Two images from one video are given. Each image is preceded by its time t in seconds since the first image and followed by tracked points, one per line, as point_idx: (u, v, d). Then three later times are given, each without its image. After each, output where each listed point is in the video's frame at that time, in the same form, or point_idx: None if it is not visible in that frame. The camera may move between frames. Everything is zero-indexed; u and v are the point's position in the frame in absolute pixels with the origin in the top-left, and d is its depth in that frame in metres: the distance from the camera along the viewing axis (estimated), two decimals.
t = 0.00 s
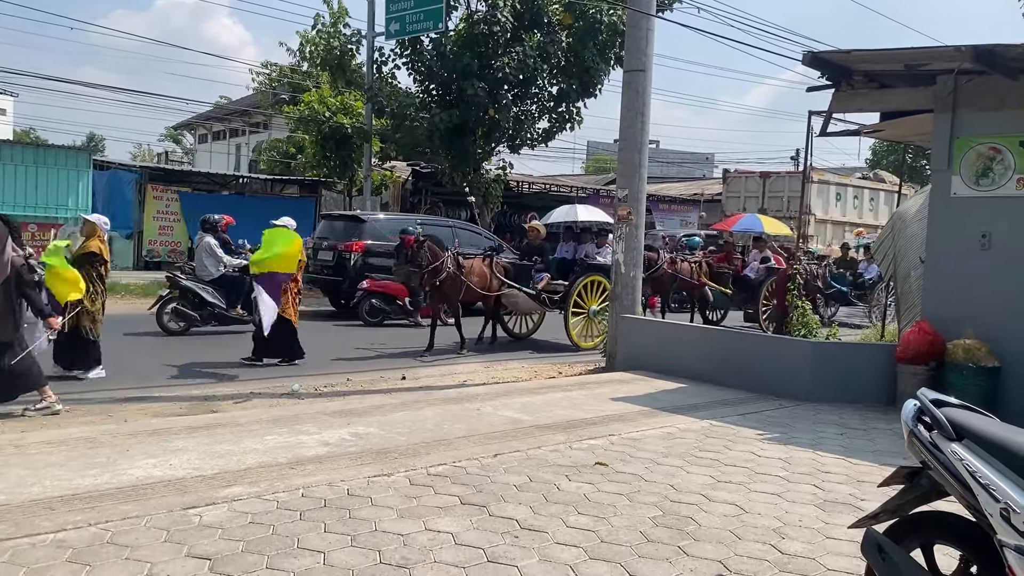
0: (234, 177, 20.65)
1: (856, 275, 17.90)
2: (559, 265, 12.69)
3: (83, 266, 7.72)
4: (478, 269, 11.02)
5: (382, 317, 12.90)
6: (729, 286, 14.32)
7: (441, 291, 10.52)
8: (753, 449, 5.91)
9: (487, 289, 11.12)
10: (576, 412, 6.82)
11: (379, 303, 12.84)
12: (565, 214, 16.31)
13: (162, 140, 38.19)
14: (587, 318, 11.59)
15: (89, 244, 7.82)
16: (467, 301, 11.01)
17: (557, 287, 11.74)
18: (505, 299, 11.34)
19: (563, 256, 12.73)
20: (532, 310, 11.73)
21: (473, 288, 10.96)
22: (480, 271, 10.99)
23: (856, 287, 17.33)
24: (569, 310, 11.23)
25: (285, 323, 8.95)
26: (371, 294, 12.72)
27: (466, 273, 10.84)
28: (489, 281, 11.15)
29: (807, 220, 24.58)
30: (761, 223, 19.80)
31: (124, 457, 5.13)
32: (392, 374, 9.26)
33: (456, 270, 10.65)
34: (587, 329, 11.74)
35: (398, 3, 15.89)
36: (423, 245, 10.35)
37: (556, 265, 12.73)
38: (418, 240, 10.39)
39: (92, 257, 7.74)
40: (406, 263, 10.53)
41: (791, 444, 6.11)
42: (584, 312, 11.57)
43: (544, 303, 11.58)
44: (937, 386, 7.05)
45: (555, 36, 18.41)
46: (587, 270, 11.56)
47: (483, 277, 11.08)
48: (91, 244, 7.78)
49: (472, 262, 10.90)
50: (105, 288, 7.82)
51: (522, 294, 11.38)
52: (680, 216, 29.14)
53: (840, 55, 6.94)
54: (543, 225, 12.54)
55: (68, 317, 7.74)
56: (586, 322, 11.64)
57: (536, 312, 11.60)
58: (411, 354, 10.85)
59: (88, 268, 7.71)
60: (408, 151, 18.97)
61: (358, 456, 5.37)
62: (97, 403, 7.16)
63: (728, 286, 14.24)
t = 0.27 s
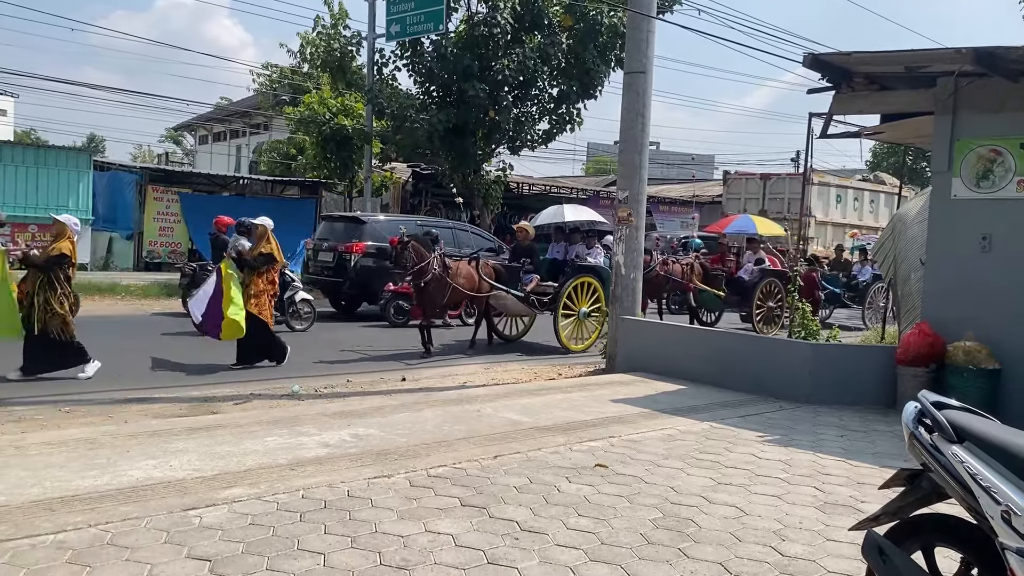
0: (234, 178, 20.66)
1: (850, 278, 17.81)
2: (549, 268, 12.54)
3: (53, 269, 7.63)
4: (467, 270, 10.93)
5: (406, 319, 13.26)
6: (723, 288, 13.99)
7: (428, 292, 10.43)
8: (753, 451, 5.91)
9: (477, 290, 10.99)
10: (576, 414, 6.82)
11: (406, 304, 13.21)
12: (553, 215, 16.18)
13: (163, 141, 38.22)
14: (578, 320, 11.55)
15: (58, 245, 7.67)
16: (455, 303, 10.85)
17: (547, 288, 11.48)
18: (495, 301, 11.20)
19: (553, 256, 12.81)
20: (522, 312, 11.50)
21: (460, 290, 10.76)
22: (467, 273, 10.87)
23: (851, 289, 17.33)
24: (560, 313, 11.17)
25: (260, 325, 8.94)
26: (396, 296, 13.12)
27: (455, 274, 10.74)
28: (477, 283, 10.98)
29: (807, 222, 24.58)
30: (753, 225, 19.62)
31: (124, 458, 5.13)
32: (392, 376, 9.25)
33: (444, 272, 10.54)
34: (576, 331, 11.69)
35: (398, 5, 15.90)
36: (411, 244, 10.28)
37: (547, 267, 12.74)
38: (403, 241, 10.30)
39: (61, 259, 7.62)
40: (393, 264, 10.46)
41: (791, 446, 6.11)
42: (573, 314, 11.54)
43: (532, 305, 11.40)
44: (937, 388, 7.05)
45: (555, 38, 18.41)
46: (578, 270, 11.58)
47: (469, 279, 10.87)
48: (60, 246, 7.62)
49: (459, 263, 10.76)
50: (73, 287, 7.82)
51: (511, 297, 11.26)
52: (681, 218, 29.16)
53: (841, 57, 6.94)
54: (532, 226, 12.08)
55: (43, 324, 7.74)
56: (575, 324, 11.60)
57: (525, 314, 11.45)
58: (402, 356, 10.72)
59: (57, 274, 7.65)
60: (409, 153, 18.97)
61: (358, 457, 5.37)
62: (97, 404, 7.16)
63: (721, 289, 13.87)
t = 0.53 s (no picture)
0: (235, 181, 20.68)
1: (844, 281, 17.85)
2: (541, 270, 12.10)
3: (23, 267, 7.61)
4: (456, 273, 10.86)
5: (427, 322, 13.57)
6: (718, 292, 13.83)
7: (415, 296, 10.43)
8: (754, 455, 5.91)
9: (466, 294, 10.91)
10: (577, 417, 6.82)
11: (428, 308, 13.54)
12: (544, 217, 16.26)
13: (164, 143, 38.27)
14: (568, 323, 11.56)
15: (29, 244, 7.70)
16: (442, 305, 10.75)
17: (536, 291, 11.32)
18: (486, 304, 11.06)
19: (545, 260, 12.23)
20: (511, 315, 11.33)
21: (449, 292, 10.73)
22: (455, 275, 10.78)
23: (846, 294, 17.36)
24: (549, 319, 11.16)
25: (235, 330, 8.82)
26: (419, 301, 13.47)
27: (443, 277, 10.68)
28: (467, 285, 10.92)
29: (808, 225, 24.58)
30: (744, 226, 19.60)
31: (125, 460, 5.13)
32: (392, 379, 9.24)
33: (431, 275, 10.49)
34: (567, 336, 11.72)
35: (400, 8, 15.93)
36: (396, 247, 10.29)
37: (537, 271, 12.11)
38: (390, 243, 10.32)
39: (31, 258, 7.64)
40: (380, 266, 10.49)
41: (792, 450, 6.11)
42: (563, 318, 11.55)
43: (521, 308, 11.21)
44: (938, 392, 7.04)
45: (556, 42, 18.43)
46: (568, 274, 11.56)
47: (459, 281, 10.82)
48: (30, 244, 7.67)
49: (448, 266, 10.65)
50: (42, 290, 7.77)
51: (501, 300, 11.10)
52: (682, 221, 29.17)
53: (842, 61, 6.95)
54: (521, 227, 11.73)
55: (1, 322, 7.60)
56: (565, 327, 11.58)
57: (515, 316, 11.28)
58: (385, 360, 10.62)
59: (30, 272, 7.63)
60: (410, 156, 18.99)
61: (359, 460, 5.37)
62: (98, 407, 7.15)
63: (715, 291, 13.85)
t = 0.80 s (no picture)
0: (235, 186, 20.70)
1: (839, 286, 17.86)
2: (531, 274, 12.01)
3: None
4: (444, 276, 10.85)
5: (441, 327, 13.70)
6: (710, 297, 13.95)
7: (401, 299, 10.40)
8: (755, 461, 5.90)
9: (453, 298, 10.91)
10: (578, 422, 6.81)
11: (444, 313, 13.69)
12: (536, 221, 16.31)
13: (165, 148, 38.30)
14: (559, 329, 11.51)
15: None
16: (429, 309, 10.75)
17: (527, 296, 11.29)
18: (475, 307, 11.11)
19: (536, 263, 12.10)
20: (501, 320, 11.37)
21: (437, 295, 10.71)
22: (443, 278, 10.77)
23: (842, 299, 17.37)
24: (539, 324, 11.11)
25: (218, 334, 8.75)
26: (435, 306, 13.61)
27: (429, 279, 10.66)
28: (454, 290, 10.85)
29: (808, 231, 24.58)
30: (737, 232, 19.77)
31: (125, 465, 5.12)
32: (393, 384, 9.22)
33: (418, 278, 10.49)
34: (558, 342, 11.71)
35: (401, 14, 15.96)
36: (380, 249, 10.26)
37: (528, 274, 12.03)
38: (375, 245, 10.29)
39: None
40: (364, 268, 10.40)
41: (793, 456, 6.09)
42: (555, 323, 11.49)
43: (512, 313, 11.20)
44: (939, 398, 7.03)
45: (558, 47, 18.45)
46: (560, 278, 11.49)
47: (446, 285, 10.78)
48: None
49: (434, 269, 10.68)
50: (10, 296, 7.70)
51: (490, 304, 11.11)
52: (682, 227, 29.17)
53: (843, 67, 6.95)
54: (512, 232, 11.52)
55: None
56: (556, 332, 11.52)
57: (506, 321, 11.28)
58: (382, 365, 10.59)
59: None
60: (411, 161, 19.00)
61: (359, 465, 5.36)
62: (98, 411, 7.15)
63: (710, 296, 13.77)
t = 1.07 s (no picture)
0: (236, 191, 20.72)
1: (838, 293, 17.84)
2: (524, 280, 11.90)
3: None
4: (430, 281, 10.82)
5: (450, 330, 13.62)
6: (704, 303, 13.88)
7: (386, 305, 10.34)
8: (756, 468, 5.89)
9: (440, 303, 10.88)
10: (578, 429, 6.81)
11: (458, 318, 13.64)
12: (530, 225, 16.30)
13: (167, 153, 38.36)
14: (549, 335, 11.47)
15: None
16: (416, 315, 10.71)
17: (518, 302, 11.28)
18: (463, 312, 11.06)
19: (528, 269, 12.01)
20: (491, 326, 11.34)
21: (422, 301, 10.65)
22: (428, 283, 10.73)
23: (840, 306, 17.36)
24: (530, 331, 11.07)
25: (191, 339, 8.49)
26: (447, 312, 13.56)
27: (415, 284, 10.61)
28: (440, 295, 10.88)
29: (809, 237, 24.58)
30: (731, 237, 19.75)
31: (124, 471, 5.12)
32: (393, 390, 9.21)
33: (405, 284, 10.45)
34: (547, 348, 11.65)
35: (402, 20, 16.00)
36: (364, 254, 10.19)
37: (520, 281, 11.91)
38: (360, 249, 10.17)
39: None
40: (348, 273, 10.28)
41: (793, 463, 6.08)
42: (545, 329, 11.43)
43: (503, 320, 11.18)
44: (940, 406, 7.02)
45: (559, 54, 18.48)
46: (550, 284, 11.50)
47: (432, 291, 10.78)
48: None
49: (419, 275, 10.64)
50: None
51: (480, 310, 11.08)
52: (683, 233, 29.18)
53: (843, 74, 6.96)
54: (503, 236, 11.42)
55: None
56: (547, 339, 11.49)
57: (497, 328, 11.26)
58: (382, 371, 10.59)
59: None
60: (411, 167, 19.03)
61: (359, 472, 5.36)
62: (98, 417, 7.14)
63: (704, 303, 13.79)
